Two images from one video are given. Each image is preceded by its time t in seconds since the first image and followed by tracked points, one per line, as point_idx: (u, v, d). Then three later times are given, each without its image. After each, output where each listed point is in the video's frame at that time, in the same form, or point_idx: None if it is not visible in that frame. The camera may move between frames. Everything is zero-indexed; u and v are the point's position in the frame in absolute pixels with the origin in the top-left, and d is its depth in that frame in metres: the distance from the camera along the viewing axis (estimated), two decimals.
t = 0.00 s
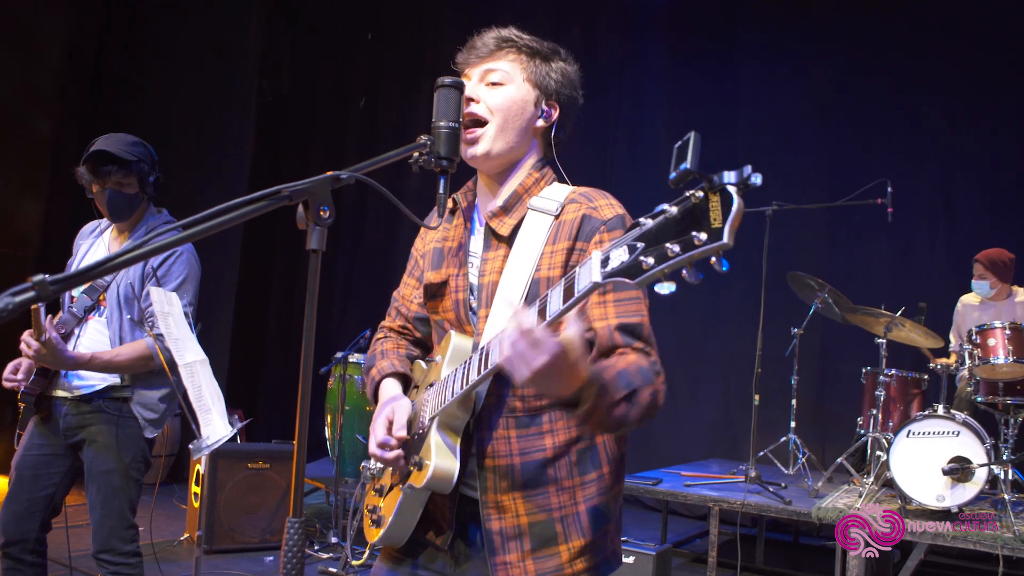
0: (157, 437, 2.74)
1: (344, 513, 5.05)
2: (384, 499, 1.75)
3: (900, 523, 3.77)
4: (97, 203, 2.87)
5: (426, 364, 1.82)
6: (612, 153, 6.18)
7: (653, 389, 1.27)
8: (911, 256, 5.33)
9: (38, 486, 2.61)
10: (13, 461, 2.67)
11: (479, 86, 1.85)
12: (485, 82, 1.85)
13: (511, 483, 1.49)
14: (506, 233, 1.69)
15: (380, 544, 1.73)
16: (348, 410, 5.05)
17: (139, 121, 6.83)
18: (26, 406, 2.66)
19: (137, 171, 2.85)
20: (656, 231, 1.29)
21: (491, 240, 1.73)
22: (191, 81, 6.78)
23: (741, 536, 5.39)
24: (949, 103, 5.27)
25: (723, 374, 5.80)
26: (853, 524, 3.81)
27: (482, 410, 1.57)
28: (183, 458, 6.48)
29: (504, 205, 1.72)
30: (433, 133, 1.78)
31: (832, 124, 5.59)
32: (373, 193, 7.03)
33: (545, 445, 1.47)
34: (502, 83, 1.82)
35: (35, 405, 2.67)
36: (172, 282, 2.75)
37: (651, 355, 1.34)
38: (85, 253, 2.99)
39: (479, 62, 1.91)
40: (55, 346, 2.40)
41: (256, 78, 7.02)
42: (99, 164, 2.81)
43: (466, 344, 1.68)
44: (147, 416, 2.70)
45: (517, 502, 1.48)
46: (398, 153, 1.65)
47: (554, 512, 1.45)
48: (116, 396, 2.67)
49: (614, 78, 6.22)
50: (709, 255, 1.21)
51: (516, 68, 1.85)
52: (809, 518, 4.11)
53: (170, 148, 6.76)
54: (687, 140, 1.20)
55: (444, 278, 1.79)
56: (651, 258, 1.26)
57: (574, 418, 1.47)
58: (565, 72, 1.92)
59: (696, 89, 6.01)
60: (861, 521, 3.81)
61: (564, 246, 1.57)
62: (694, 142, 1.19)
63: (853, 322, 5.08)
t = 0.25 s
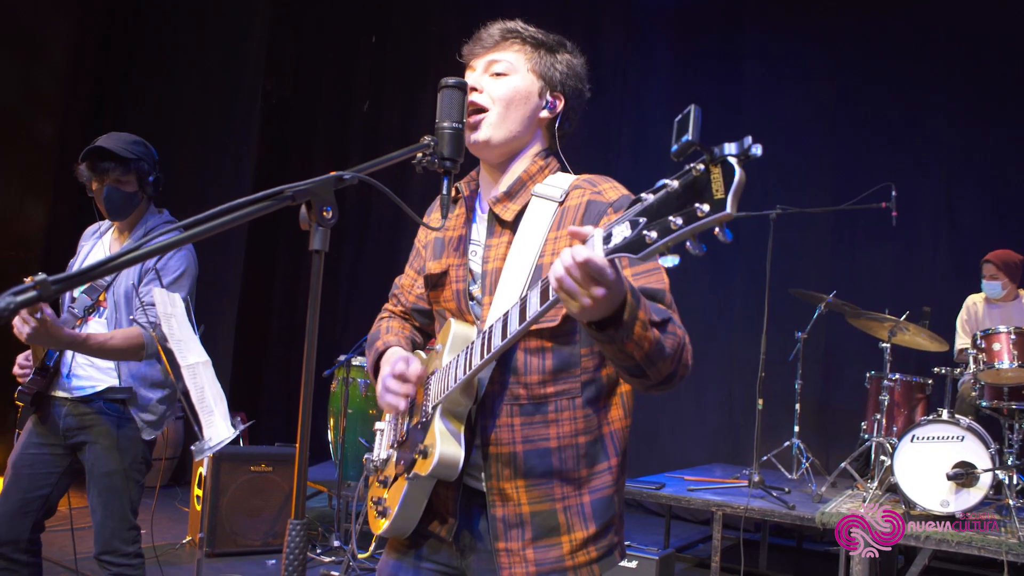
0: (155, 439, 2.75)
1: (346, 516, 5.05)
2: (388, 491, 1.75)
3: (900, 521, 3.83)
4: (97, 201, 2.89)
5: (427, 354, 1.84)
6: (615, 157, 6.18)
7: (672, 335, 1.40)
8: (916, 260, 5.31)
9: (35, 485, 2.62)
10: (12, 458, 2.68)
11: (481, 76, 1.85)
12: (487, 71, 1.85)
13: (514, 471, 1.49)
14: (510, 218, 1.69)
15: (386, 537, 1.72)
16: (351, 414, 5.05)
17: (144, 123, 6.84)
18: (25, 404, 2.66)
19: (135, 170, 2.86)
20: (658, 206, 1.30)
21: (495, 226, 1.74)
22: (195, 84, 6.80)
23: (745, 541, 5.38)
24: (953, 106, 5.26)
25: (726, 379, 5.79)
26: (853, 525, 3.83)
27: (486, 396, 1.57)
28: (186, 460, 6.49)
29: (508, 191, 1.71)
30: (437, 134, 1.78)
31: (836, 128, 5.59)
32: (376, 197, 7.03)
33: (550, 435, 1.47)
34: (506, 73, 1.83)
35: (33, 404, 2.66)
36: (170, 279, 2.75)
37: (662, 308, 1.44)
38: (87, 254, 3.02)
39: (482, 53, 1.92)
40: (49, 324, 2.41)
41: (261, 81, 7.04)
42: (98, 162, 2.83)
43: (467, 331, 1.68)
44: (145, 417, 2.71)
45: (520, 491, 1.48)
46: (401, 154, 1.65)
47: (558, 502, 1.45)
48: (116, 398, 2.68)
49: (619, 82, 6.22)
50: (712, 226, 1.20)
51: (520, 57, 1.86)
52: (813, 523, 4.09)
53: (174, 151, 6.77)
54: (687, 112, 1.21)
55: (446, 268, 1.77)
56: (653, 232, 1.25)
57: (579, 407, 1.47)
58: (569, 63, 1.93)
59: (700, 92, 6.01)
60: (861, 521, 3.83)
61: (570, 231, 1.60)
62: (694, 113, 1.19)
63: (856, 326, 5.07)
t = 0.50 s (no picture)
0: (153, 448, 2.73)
1: (345, 524, 5.03)
2: (390, 507, 1.75)
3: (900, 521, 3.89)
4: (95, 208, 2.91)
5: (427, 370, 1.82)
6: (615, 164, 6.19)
7: (667, 358, 1.41)
8: (916, 268, 5.32)
9: (37, 495, 2.63)
10: (13, 470, 2.69)
11: (484, 85, 1.86)
12: (490, 80, 1.85)
13: (512, 487, 1.49)
14: (514, 233, 1.70)
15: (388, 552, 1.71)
16: (351, 421, 5.05)
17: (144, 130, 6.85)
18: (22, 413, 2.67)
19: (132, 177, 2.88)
20: (662, 229, 1.28)
21: (498, 241, 1.75)
22: (196, 92, 6.81)
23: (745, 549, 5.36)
24: (952, 115, 5.27)
25: (726, 386, 5.78)
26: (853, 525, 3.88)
27: (485, 412, 1.58)
28: (185, 468, 6.47)
29: (513, 206, 1.73)
30: (436, 141, 1.80)
31: (836, 135, 5.60)
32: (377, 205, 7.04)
33: (549, 452, 1.48)
34: (509, 82, 1.83)
35: (31, 413, 2.68)
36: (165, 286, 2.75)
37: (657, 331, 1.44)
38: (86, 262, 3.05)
39: (486, 62, 1.93)
40: (41, 321, 2.37)
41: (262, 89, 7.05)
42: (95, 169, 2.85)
43: (469, 346, 1.69)
44: (143, 425, 2.69)
45: (518, 508, 1.48)
46: (402, 161, 1.65)
47: (555, 519, 1.46)
48: (114, 406, 2.67)
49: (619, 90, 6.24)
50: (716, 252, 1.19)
51: (523, 66, 1.86)
52: (814, 531, 4.08)
53: (175, 158, 6.78)
54: (691, 135, 1.19)
55: (449, 283, 1.77)
56: (657, 255, 1.24)
57: (578, 425, 1.48)
58: (574, 74, 1.93)
59: (701, 100, 6.02)
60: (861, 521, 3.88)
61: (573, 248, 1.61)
62: (698, 137, 1.18)
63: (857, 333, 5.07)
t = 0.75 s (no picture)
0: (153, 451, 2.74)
1: (347, 530, 5.02)
2: (397, 504, 1.78)
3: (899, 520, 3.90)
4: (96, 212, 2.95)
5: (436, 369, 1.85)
6: (618, 169, 6.20)
7: (677, 365, 1.41)
8: (918, 273, 5.31)
9: (36, 498, 2.63)
10: (11, 471, 2.68)
11: (484, 92, 1.86)
12: (489, 87, 1.86)
13: (519, 489, 1.51)
14: (523, 237, 1.71)
15: (395, 548, 1.75)
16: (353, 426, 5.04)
17: (147, 135, 6.87)
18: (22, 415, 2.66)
19: (130, 178, 2.90)
20: (675, 242, 1.30)
21: (508, 243, 1.77)
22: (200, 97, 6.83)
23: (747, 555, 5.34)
24: (955, 121, 5.27)
25: (729, 392, 5.77)
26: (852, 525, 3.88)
27: (494, 415, 1.60)
28: (186, 472, 6.47)
29: (523, 209, 1.74)
30: (441, 146, 1.82)
31: (838, 141, 5.60)
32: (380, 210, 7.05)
33: (556, 454, 1.49)
34: (508, 87, 1.83)
35: (31, 415, 2.67)
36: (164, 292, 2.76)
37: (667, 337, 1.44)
38: (88, 264, 3.08)
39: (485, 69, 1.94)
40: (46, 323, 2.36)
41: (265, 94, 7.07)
42: (94, 172, 2.88)
43: (478, 348, 1.71)
44: (143, 428, 2.70)
45: (525, 509, 1.50)
46: (406, 165, 1.65)
47: (563, 520, 1.47)
48: (117, 409, 2.68)
49: (622, 95, 6.25)
50: (729, 268, 1.21)
51: (522, 70, 1.86)
52: (816, 537, 4.07)
53: (178, 163, 6.80)
54: (707, 152, 1.19)
55: (457, 284, 1.79)
56: (669, 269, 1.25)
57: (586, 428, 1.49)
58: (575, 69, 1.93)
59: (703, 106, 6.03)
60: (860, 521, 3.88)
61: (583, 251, 1.61)
62: (714, 153, 1.18)
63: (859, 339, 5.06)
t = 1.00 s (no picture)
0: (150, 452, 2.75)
1: (350, 531, 5.02)
2: (401, 508, 1.79)
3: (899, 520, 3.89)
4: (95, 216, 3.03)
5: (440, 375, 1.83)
6: (621, 172, 6.20)
7: (679, 384, 1.42)
8: (921, 276, 5.31)
9: (40, 501, 2.66)
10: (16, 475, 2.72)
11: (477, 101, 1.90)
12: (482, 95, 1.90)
13: (522, 498, 1.52)
14: (529, 246, 1.72)
15: (399, 553, 1.75)
16: (356, 427, 5.05)
17: (151, 138, 6.88)
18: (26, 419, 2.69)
19: (119, 181, 2.93)
20: (679, 269, 1.30)
21: (513, 250, 1.77)
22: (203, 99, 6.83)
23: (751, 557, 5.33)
24: (958, 123, 5.27)
25: (731, 394, 5.77)
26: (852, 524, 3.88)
27: (497, 425, 1.60)
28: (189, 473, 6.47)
29: (528, 217, 1.75)
30: (446, 147, 1.79)
31: (841, 144, 5.60)
32: (383, 212, 7.06)
33: (559, 464, 1.50)
34: (499, 92, 1.86)
35: (34, 419, 2.69)
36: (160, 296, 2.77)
37: (669, 353, 1.45)
38: (90, 265, 3.13)
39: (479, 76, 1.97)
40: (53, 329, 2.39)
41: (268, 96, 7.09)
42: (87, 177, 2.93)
43: (482, 356, 1.70)
44: (140, 429, 2.72)
45: (529, 518, 1.51)
46: (411, 166, 1.66)
47: (566, 529, 1.48)
48: (114, 411, 2.70)
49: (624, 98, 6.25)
50: (734, 299, 1.22)
51: (511, 73, 1.89)
52: (820, 539, 4.06)
53: (182, 165, 6.81)
54: (712, 181, 1.22)
55: (465, 288, 1.79)
56: (673, 297, 1.27)
57: (589, 437, 1.50)
58: (567, 65, 1.93)
59: (705, 108, 6.03)
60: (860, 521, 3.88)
61: (587, 261, 1.62)
62: (719, 183, 1.20)
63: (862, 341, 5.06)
